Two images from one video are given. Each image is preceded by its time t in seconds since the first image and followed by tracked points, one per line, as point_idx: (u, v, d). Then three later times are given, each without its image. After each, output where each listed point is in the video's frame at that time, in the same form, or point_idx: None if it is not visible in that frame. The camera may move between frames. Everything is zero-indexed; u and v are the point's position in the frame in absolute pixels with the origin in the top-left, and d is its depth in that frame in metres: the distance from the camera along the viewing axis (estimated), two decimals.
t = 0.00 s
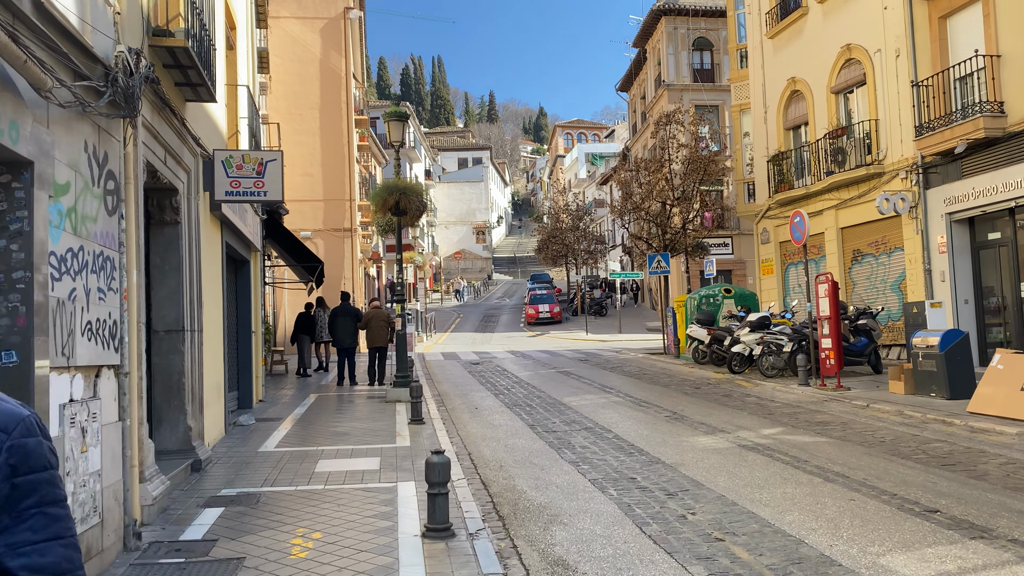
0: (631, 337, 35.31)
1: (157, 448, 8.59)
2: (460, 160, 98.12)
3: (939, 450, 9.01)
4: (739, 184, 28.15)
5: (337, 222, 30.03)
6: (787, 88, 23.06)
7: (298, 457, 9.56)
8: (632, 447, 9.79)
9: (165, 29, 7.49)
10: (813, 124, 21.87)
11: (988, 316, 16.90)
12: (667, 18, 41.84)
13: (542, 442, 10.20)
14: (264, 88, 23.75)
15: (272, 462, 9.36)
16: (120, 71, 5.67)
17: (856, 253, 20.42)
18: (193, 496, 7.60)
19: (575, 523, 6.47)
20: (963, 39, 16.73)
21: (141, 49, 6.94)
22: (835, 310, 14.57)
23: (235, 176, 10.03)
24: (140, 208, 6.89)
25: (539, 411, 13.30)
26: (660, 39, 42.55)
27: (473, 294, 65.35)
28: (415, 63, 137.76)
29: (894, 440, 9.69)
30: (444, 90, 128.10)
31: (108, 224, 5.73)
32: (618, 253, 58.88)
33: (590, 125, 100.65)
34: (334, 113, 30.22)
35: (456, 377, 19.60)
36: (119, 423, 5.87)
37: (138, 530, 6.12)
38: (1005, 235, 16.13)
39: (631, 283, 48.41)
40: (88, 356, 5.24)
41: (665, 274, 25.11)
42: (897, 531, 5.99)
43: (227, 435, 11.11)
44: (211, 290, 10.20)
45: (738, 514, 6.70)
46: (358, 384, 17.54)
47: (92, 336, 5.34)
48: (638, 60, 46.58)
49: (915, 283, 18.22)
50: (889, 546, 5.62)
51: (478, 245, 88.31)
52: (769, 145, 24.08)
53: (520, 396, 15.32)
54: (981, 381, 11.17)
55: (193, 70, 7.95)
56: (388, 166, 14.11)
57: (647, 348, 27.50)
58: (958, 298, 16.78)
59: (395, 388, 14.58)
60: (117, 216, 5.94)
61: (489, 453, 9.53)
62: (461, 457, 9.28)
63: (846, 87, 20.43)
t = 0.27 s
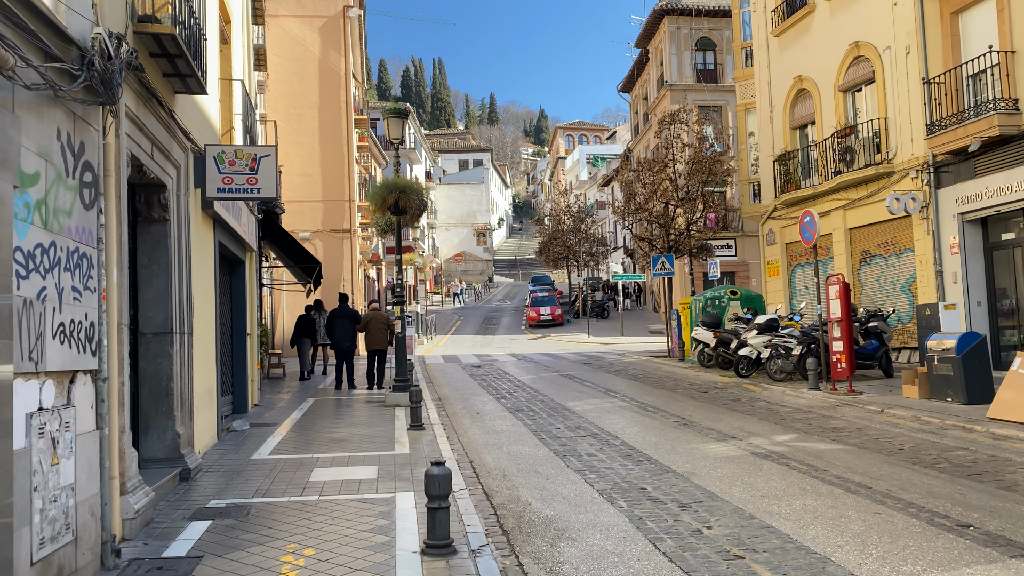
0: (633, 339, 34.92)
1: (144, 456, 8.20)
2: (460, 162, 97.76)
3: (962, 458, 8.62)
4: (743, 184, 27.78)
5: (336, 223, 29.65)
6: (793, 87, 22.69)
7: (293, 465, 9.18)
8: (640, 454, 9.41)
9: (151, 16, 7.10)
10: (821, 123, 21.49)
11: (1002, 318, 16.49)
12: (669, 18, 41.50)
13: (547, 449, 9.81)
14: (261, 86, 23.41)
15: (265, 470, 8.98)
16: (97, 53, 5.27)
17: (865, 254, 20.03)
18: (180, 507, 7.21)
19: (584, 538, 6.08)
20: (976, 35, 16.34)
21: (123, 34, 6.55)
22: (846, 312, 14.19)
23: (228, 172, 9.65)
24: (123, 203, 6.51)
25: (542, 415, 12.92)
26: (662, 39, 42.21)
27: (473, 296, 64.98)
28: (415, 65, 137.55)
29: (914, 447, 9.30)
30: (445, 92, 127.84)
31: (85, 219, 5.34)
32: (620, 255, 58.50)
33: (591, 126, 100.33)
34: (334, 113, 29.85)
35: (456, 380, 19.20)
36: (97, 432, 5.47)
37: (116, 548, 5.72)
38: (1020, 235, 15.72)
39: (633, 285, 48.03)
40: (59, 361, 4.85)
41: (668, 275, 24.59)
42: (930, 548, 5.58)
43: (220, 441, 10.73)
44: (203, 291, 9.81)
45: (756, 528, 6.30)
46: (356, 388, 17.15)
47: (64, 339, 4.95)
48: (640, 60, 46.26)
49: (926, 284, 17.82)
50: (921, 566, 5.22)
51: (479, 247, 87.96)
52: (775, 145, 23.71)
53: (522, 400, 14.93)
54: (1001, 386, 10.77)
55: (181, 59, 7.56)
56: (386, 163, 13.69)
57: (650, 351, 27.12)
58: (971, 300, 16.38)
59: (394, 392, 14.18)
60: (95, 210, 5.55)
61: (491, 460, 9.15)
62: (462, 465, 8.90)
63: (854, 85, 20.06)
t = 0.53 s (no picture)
0: (637, 341, 34.54)
1: (131, 466, 7.81)
2: (461, 163, 97.36)
3: (990, 468, 8.22)
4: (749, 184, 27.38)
5: (336, 224, 29.26)
6: (800, 85, 22.30)
7: (288, 475, 8.78)
8: (652, 464, 9.02)
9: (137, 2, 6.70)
10: (829, 122, 21.11)
11: (1017, 321, 16.08)
12: (672, 18, 41.14)
13: (554, 458, 9.41)
14: (260, 85, 23.06)
15: (259, 479, 8.58)
16: (74, 36, 4.87)
17: (875, 255, 19.63)
18: (168, 522, 6.82)
19: (598, 558, 5.68)
20: (991, 30, 15.95)
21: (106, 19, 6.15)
22: (860, 315, 13.79)
23: (222, 169, 9.27)
24: (107, 200, 6.13)
25: (547, 421, 12.53)
26: (665, 38, 41.84)
27: (474, 298, 64.63)
28: (416, 66, 137.32)
29: (937, 456, 8.90)
30: (445, 93, 127.50)
31: (61, 216, 4.95)
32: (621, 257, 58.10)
33: (592, 127, 100.02)
34: (333, 112, 29.47)
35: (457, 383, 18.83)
36: (74, 446, 5.08)
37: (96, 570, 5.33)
38: None
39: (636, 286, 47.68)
40: (30, 371, 4.45)
41: (673, 277, 24.12)
42: (971, 571, 5.17)
43: (213, 449, 10.34)
44: (195, 292, 9.42)
45: (781, 546, 5.89)
46: (356, 392, 16.77)
47: (36, 346, 4.57)
48: (642, 60, 45.91)
49: (938, 286, 17.42)
50: None
51: (479, 248, 87.58)
52: (782, 145, 23.35)
53: (525, 405, 14.55)
54: None
55: (170, 48, 7.17)
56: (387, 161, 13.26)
57: (654, 354, 26.73)
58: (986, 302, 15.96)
59: (395, 397, 13.79)
60: (73, 206, 5.17)
61: (496, 471, 8.75)
62: (466, 476, 8.50)
63: (864, 83, 19.68)
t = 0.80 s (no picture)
0: (640, 342, 34.15)
1: (121, 474, 7.43)
2: (461, 162, 96.96)
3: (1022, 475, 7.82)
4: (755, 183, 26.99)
5: (336, 223, 28.88)
6: (808, 82, 21.92)
7: (286, 482, 8.39)
8: (666, 470, 8.64)
9: None
10: (838, 119, 20.73)
11: None
12: (675, 15, 40.74)
13: (563, 465, 9.03)
14: (259, 81, 22.68)
15: (255, 486, 8.20)
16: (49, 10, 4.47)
17: (885, 254, 19.25)
18: (158, 534, 6.43)
19: None
20: (1007, 24, 15.55)
21: None
22: (875, 315, 13.40)
23: (217, 162, 8.86)
24: (91, 191, 5.75)
25: (553, 425, 12.16)
26: (668, 36, 41.44)
27: (475, 298, 64.26)
28: (416, 66, 136.94)
29: (964, 462, 8.52)
30: (446, 93, 127.13)
31: (37, 207, 4.57)
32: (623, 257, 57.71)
33: (593, 127, 99.67)
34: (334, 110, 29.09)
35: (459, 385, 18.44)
36: (52, 456, 4.71)
37: None
38: None
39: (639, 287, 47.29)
40: None
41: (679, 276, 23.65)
42: None
43: (208, 454, 9.95)
44: (189, 291, 9.03)
45: (811, 562, 5.50)
46: (356, 394, 16.40)
47: (8, 348, 4.19)
48: (645, 58, 45.53)
49: (951, 285, 17.03)
50: None
51: (480, 248, 87.21)
52: (790, 142, 22.96)
53: (530, 408, 14.16)
54: None
55: (160, 33, 6.78)
56: (388, 157, 12.87)
57: (659, 354, 26.35)
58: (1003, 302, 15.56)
59: (396, 399, 13.41)
60: (51, 195, 4.80)
61: (503, 478, 8.36)
62: (472, 483, 8.12)
63: (874, 79, 19.29)
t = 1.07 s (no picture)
0: (643, 342, 33.75)
1: (108, 483, 7.02)
2: (462, 161, 96.55)
3: None
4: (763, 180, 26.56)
5: (336, 221, 28.46)
6: (818, 77, 21.50)
7: (283, 491, 7.98)
8: (682, 479, 8.24)
9: None
10: (848, 114, 20.31)
11: None
12: (679, 12, 40.31)
13: (573, 472, 8.62)
14: (258, 77, 22.27)
15: (251, 495, 7.78)
16: None
17: (897, 253, 18.84)
18: (145, 550, 6.01)
19: None
20: None
21: None
22: (892, 315, 12.99)
23: (211, 155, 8.47)
24: (73, 182, 5.34)
25: (561, 428, 11.75)
26: (672, 33, 41.01)
27: (476, 297, 63.84)
28: (417, 64, 136.47)
29: (996, 470, 8.10)
30: (446, 92, 126.73)
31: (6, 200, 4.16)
32: (625, 256, 57.31)
33: (594, 125, 99.27)
34: (334, 107, 28.69)
35: (463, 386, 18.02)
36: (25, 469, 4.32)
37: None
38: None
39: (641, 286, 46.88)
40: None
41: (685, 275, 23.20)
42: None
43: (202, 459, 9.53)
44: (183, 291, 8.62)
45: None
46: (357, 396, 15.99)
47: None
48: (649, 55, 45.13)
49: (967, 284, 16.60)
50: None
51: (481, 247, 86.84)
52: (798, 139, 22.54)
53: (537, 411, 13.73)
54: None
55: (149, 15, 6.36)
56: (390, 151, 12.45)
57: (664, 355, 25.94)
58: (1022, 301, 15.13)
59: (398, 402, 13.01)
60: (25, 184, 4.40)
61: (512, 487, 7.95)
62: (479, 492, 7.71)
63: (886, 74, 18.87)
